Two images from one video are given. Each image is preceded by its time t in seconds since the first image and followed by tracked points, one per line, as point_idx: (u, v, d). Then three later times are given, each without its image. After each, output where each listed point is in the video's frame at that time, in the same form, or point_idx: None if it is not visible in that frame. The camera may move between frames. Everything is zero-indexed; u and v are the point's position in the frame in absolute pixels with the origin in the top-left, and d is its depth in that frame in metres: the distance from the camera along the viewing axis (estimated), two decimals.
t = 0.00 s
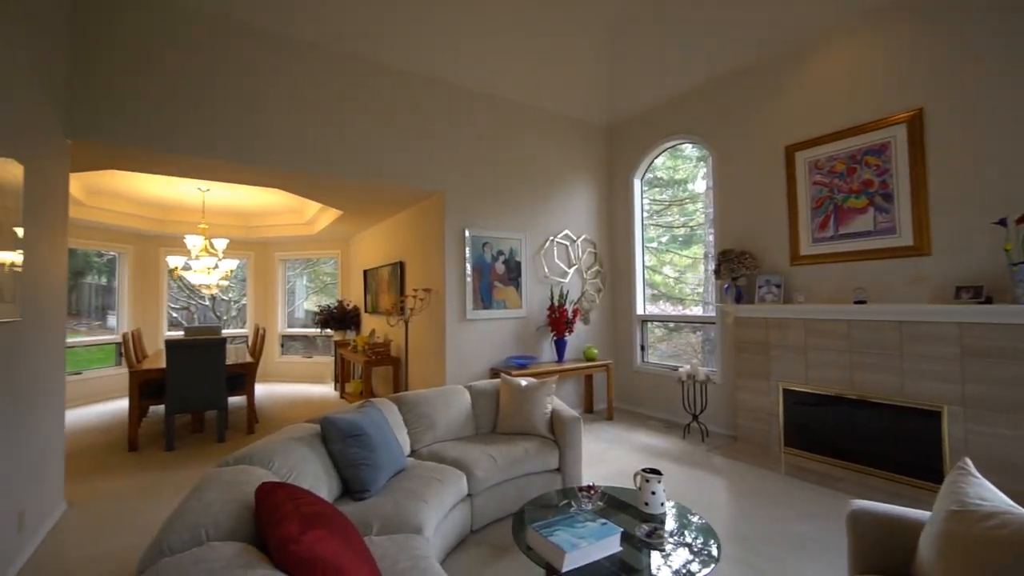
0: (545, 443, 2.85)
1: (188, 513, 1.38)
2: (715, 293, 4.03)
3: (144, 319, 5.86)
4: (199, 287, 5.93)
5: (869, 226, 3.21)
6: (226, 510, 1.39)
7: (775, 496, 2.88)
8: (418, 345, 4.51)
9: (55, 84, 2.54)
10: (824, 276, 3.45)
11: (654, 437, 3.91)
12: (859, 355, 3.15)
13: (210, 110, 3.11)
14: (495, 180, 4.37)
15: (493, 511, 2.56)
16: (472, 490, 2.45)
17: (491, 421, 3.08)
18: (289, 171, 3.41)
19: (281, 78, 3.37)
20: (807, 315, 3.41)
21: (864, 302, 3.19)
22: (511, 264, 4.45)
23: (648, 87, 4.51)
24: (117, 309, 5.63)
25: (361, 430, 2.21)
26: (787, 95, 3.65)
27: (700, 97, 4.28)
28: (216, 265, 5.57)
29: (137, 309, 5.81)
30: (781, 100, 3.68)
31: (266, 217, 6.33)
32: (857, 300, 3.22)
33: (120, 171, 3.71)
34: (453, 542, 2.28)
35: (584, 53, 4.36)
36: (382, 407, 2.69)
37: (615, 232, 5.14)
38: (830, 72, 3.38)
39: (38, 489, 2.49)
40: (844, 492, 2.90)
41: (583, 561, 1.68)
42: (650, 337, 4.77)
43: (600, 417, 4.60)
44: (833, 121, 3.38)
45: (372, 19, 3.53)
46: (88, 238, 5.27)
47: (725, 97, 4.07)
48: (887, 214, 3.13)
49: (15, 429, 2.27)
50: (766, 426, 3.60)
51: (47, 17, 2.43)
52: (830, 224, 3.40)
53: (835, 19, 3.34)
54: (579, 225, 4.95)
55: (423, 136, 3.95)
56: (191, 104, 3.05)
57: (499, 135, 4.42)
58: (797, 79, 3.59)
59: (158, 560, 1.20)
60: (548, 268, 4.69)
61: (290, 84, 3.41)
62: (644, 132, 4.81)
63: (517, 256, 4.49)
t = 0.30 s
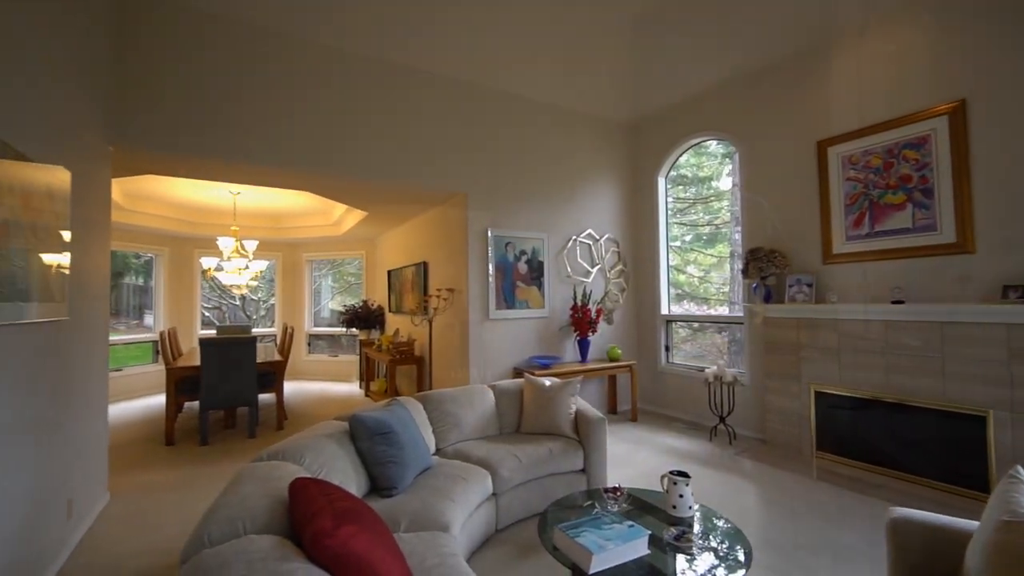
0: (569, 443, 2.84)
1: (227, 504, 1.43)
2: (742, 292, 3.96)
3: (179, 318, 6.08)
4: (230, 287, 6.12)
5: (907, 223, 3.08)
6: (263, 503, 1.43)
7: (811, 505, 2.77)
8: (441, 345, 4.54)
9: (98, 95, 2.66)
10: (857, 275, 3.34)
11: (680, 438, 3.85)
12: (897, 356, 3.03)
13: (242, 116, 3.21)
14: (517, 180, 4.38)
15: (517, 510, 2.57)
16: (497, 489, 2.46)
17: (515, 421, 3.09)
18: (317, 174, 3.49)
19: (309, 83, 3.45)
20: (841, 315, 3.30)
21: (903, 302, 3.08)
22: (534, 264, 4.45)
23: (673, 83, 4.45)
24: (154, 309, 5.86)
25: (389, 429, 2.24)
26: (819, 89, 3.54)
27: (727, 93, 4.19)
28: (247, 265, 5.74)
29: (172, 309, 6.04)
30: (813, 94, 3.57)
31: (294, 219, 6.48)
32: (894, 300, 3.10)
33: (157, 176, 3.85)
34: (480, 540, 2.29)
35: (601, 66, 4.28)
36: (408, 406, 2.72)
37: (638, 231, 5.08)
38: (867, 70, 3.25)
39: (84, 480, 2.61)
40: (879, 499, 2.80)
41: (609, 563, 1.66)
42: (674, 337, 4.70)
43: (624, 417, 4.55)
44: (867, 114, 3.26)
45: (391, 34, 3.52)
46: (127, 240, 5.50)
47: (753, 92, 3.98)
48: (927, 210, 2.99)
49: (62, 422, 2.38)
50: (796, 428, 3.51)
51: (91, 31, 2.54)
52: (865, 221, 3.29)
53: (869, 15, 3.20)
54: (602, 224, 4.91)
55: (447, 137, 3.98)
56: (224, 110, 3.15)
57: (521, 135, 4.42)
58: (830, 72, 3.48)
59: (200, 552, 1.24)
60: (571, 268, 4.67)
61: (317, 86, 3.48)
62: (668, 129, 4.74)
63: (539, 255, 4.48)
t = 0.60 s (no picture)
0: (592, 444, 2.83)
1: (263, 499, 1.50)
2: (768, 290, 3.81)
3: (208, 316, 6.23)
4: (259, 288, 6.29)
5: (945, 219, 2.93)
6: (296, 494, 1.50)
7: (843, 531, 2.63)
8: (462, 345, 4.59)
9: (133, 101, 2.75)
10: (871, 275, 3.30)
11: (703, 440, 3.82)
12: (921, 362, 2.99)
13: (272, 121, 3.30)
14: (538, 179, 4.38)
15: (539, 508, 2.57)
16: (519, 488, 2.49)
17: (536, 420, 3.09)
18: (338, 176, 3.56)
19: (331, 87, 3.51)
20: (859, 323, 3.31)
21: (940, 302, 2.92)
22: (554, 263, 4.43)
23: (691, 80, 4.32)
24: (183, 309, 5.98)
25: (409, 428, 2.27)
26: (836, 84, 3.47)
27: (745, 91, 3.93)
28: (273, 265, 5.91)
29: (201, 309, 6.16)
30: (838, 86, 3.48)
31: (315, 219, 6.65)
32: (913, 303, 3.05)
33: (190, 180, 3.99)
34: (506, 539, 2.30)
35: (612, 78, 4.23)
36: (433, 406, 2.75)
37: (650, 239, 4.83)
38: (891, 73, 3.13)
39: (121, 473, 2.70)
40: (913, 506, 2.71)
41: (633, 565, 1.65)
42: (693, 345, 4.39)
43: (645, 418, 4.47)
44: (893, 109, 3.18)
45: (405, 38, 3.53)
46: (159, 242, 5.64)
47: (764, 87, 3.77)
48: (966, 206, 2.83)
49: (103, 417, 2.49)
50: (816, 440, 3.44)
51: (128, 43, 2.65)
52: (899, 217, 3.15)
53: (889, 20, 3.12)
54: (619, 226, 4.73)
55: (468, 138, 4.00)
56: (250, 115, 3.23)
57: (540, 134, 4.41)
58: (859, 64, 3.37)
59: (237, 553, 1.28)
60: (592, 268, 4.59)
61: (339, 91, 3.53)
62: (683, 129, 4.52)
63: (560, 255, 4.47)
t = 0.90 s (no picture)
0: (613, 445, 2.84)
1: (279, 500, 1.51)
2: (793, 289, 2.96)
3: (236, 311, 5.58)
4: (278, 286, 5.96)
5: (982, 216, 2.51)
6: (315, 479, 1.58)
7: (851, 532, 2.66)
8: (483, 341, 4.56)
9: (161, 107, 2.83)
10: (875, 262, 2.97)
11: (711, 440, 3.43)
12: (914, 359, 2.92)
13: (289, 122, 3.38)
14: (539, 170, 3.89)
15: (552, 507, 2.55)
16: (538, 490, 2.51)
17: (558, 420, 3.07)
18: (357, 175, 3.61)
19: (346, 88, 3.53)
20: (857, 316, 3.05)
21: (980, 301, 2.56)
22: (574, 260, 3.67)
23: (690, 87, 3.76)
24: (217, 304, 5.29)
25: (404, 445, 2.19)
26: (846, 77, 2.59)
27: (744, 91, 2.98)
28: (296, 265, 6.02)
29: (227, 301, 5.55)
30: (839, 81, 2.60)
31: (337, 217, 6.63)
32: (910, 302, 2.88)
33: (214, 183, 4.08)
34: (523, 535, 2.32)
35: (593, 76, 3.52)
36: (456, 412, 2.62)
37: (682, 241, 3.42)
38: (899, 73, 2.73)
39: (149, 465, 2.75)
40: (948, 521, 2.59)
41: (656, 570, 1.62)
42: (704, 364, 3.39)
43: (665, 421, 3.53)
44: (897, 108, 2.80)
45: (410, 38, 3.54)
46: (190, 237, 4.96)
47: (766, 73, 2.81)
48: (1009, 200, 2.42)
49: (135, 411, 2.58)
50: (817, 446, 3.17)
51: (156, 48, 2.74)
52: (934, 214, 2.72)
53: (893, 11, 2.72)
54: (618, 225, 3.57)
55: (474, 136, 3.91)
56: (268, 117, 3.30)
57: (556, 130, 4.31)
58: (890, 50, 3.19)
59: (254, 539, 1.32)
60: (619, 260, 3.58)
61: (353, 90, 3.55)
62: (677, 113, 3.36)
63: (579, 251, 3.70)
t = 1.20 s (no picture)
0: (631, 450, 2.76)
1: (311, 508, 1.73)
2: (813, 289, 2.64)
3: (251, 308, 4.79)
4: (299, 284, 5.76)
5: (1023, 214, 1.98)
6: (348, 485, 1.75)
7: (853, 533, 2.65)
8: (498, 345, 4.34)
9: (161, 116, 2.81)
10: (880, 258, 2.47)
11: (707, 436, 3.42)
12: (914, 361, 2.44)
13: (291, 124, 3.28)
14: (546, 167, 3.40)
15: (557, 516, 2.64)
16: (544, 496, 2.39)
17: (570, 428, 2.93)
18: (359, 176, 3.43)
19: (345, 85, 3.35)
20: (856, 319, 2.51)
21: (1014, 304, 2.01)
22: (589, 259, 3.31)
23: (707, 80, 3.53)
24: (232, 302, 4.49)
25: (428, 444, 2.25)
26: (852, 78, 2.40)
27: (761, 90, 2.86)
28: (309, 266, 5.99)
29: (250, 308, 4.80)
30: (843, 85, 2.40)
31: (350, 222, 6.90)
32: (909, 300, 2.39)
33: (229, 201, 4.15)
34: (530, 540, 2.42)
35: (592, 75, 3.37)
36: (466, 415, 2.55)
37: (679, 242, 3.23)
38: (897, 74, 2.26)
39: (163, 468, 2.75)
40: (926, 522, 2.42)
41: (681, 569, 1.68)
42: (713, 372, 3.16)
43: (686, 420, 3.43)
44: (895, 109, 2.30)
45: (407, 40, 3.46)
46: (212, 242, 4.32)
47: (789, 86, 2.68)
48: None
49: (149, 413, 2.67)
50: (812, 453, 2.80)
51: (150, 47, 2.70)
52: (970, 209, 2.16)
53: (892, 10, 2.30)
54: (630, 224, 3.25)
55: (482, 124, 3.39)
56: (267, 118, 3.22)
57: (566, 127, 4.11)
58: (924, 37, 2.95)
59: (306, 536, 1.59)
60: (653, 252, 3.29)
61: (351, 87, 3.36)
62: (688, 109, 3.20)
63: (593, 247, 3.31)
